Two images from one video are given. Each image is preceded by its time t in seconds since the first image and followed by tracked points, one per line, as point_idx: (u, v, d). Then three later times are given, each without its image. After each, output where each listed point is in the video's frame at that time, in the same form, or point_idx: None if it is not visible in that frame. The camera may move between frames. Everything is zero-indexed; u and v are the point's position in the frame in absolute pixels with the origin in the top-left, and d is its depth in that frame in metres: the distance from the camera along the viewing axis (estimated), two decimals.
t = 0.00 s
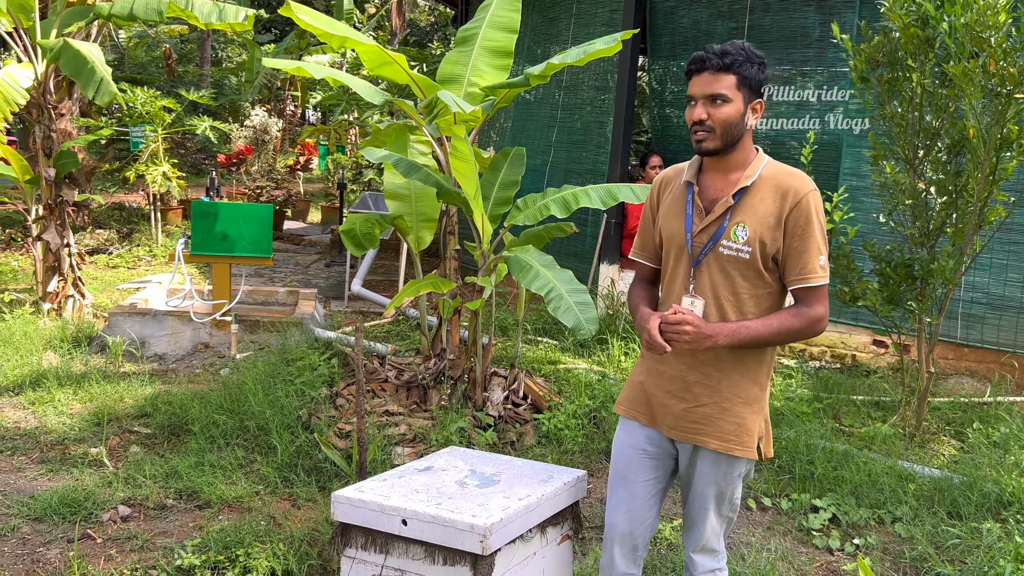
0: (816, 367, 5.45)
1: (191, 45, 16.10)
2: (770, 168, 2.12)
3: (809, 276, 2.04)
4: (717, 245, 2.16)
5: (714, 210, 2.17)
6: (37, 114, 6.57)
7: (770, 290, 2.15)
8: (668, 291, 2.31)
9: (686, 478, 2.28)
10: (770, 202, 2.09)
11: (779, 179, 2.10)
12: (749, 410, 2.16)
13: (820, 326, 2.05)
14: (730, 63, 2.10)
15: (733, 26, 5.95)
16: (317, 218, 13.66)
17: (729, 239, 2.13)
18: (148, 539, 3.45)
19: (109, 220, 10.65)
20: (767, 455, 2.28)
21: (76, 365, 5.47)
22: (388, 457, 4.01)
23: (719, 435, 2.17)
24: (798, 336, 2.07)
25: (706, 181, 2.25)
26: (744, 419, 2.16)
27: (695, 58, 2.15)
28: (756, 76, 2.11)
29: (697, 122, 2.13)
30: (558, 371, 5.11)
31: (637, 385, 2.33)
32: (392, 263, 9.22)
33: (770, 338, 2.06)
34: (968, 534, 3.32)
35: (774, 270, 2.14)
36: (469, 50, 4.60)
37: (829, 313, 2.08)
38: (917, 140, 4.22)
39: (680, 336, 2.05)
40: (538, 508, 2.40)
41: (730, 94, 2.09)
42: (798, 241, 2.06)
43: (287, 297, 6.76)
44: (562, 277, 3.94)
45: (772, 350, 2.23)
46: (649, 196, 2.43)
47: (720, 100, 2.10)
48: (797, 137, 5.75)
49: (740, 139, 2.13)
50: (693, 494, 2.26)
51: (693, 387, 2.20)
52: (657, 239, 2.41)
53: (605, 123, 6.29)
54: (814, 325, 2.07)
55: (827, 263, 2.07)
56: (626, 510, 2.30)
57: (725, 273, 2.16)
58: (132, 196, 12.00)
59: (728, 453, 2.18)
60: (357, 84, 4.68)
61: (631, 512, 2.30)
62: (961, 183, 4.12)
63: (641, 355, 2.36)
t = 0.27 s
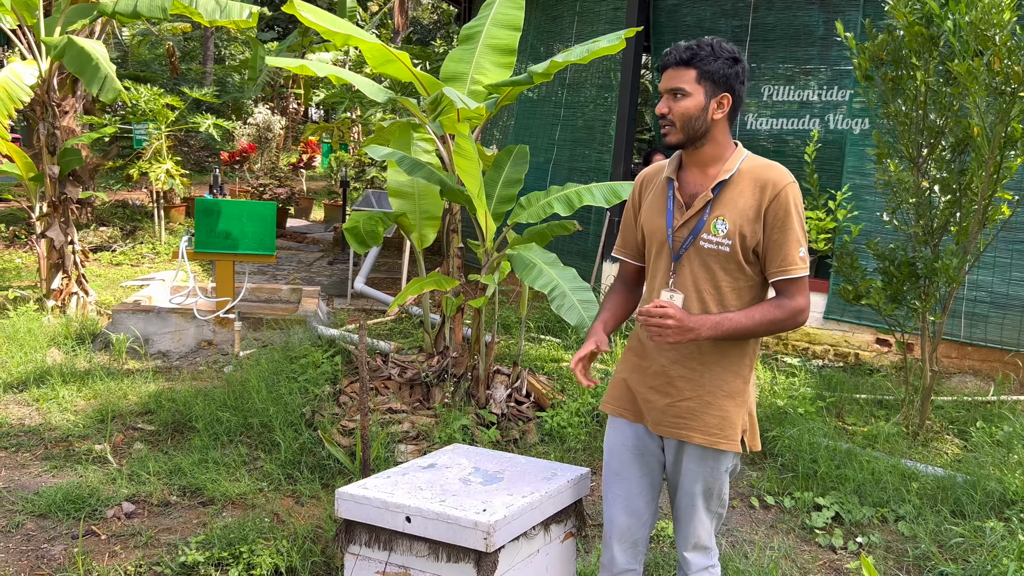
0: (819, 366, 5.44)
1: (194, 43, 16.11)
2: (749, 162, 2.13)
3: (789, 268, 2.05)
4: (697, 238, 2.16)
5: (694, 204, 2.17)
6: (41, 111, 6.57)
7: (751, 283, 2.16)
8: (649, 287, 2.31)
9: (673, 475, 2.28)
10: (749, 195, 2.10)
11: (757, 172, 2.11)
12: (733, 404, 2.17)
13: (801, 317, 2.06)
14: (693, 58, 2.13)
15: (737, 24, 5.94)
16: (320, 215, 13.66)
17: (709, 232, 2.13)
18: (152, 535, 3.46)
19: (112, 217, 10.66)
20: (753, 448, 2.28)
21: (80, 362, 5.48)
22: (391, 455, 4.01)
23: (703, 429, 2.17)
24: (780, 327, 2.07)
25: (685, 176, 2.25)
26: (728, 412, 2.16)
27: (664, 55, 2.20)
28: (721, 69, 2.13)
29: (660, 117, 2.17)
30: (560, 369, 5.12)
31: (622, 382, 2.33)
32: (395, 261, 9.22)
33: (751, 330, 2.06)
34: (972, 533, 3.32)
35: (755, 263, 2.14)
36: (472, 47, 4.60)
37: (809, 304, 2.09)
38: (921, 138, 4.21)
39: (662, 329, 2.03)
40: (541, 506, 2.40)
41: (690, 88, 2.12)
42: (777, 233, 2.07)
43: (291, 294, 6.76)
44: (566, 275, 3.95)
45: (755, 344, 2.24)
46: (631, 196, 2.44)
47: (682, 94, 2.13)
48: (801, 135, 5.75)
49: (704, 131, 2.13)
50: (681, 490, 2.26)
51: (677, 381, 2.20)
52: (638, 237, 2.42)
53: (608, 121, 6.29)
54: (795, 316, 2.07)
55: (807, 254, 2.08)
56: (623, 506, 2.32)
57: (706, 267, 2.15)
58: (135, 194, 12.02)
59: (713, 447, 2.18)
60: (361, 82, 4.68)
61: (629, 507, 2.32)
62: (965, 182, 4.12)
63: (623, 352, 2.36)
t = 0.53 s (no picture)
0: (822, 365, 5.44)
1: (198, 41, 16.12)
2: (734, 158, 2.14)
3: (779, 261, 2.07)
4: (687, 234, 2.16)
5: (682, 201, 2.18)
6: (45, 109, 6.59)
7: (740, 277, 2.16)
8: (637, 287, 2.31)
9: (665, 474, 2.28)
10: (737, 190, 2.11)
11: (744, 167, 2.13)
12: (724, 398, 2.18)
13: (792, 309, 2.08)
14: (650, 68, 2.13)
15: (740, 23, 5.94)
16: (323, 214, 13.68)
17: (699, 227, 2.14)
18: (155, 533, 3.47)
19: (115, 215, 10.67)
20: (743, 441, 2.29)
21: (83, 360, 5.49)
22: (394, 453, 4.02)
23: (696, 424, 2.18)
24: (772, 320, 2.08)
25: (671, 174, 2.26)
26: (720, 406, 2.17)
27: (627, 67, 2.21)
28: (679, 72, 2.12)
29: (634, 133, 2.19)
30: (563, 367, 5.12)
31: (611, 380, 2.32)
32: (398, 260, 9.23)
33: (744, 324, 2.08)
34: (974, 532, 3.32)
35: (744, 257, 2.15)
36: (476, 46, 4.61)
37: (799, 296, 2.11)
38: (924, 137, 4.20)
39: (656, 326, 2.03)
40: (544, 504, 2.40)
41: (654, 99, 2.13)
42: (767, 226, 2.08)
43: (294, 292, 6.77)
44: (569, 274, 3.95)
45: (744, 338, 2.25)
46: (612, 198, 2.44)
47: (647, 106, 2.14)
48: (804, 134, 5.75)
49: (680, 136, 2.15)
50: (673, 489, 2.26)
51: (668, 378, 2.20)
52: (621, 239, 2.42)
53: (611, 120, 6.30)
54: (786, 308, 2.09)
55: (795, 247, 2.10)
56: (618, 504, 2.33)
57: (696, 262, 2.16)
58: (138, 192, 12.04)
59: (706, 442, 2.18)
60: (364, 80, 4.69)
61: (624, 505, 2.33)
62: (969, 181, 4.12)
63: (610, 350, 2.36)
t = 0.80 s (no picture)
0: (824, 365, 5.44)
1: (201, 40, 16.14)
2: (715, 154, 2.15)
3: (771, 253, 2.08)
4: (676, 235, 2.16)
5: (668, 202, 2.18)
6: (49, 108, 6.61)
7: (732, 272, 2.17)
8: (632, 291, 2.31)
9: (663, 473, 2.28)
10: (722, 186, 2.12)
11: (726, 163, 2.14)
12: (722, 394, 2.18)
13: (788, 299, 2.09)
14: (615, 82, 2.13)
15: (743, 23, 5.94)
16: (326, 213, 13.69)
17: (687, 227, 2.14)
18: (158, 531, 3.48)
19: (119, 214, 10.70)
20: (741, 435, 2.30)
21: (87, 359, 5.50)
22: (396, 452, 4.03)
23: (695, 421, 2.18)
24: (770, 313, 2.09)
25: (653, 177, 2.26)
26: (718, 402, 2.17)
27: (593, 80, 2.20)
28: (644, 80, 2.11)
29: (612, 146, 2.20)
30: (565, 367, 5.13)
31: (607, 383, 2.33)
32: (400, 259, 9.24)
33: (742, 320, 2.08)
34: (976, 532, 3.32)
35: (735, 252, 2.15)
36: (478, 46, 4.61)
37: (794, 285, 2.11)
38: (926, 137, 4.20)
39: (656, 333, 2.05)
40: (546, 503, 2.41)
41: (625, 112, 2.13)
42: (756, 220, 2.09)
43: (297, 291, 6.79)
44: (571, 274, 3.95)
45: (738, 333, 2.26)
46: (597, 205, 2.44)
47: (619, 119, 2.15)
48: (807, 134, 5.76)
49: (657, 141, 2.15)
50: (673, 488, 2.25)
51: (666, 376, 2.20)
52: (611, 243, 2.42)
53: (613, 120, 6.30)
54: (782, 299, 2.10)
55: (785, 237, 2.11)
56: (618, 504, 2.34)
57: (687, 261, 2.16)
58: (142, 191, 12.06)
59: (705, 439, 2.18)
60: (367, 80, 4.69)
61: (623, 505, 2.34)
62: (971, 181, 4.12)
63: (605, 353, 2.36)
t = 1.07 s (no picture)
0: (827, 366, 5.44)
1: (203, 41, 16.17)
2: (705, 154, 2.16)
3: (764, 251, 2.09)
4: (671, 235, 2.17)
5: (661, 203, 2.18)
6: (52, 110, 6.62)
7: (727, 270, 2.17)
8: (626, 293, 2.31)
9: (665, 474, 2.27)
10: (714, 186, 2.13)
11: (716, 162, 2.15)
12: (720, 392, 2.18)
13: (781, 296, 2.10)
14: (644, 61, 2.13)
15: (745, 24, 5.93)
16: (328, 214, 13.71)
17: (681, 227, 2.15)
18: (162, 531, 3.49)
19: (122, 215, 10.71)
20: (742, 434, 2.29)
21: (91, 359, 5.52)
22: (399, 453, 4.04)
23: (694, 420, 2.18)
24: (764, 309, 2.10)
25: (644, 178, 2.26)
26: (716, 400, 2.18)
27: (608, 63, 2.16)
28: (668, 67, 2.15)
29: (627, 125, 2.13)
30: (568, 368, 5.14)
31: (606, 384, 2.34)
32: (403, 260, 9.25)
33: (737, 318, 2.09)
34: (979, 533, 3.32)
35: (729, 250, 2.16)
36: (481, 47, 4.61)
37: (787, 282, 2.13)
38: (928, 138, 4.19)
39: (655, 333, 2.06)
40: (549, 503, 2.41)
41: (652, 90, 2.12)
42: (749, 218, 2.10)
43: (299, 292, 6.79)
44: (574, 274, 3.96)
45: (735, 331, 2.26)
46: (587, 209, 2.44)
47: (644, 97, 2.12)
48: (810, 135, 5.77)
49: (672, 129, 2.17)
50: (675, 490, 2.24)
51: (664, 375, 2.21)
52: (603, 247, 2.42)
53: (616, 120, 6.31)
54: (775, 295, 2.11)
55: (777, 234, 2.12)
56: (620, 502, 2.35)
57: (682, 261, 2.16)
58: (145, 192, 12.08)
59: (706, 438, 2.18)
60: (370, 81, 4.70)
61: (626, 503, 2.36)
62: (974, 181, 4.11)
63: (603, 354, 2.37)
